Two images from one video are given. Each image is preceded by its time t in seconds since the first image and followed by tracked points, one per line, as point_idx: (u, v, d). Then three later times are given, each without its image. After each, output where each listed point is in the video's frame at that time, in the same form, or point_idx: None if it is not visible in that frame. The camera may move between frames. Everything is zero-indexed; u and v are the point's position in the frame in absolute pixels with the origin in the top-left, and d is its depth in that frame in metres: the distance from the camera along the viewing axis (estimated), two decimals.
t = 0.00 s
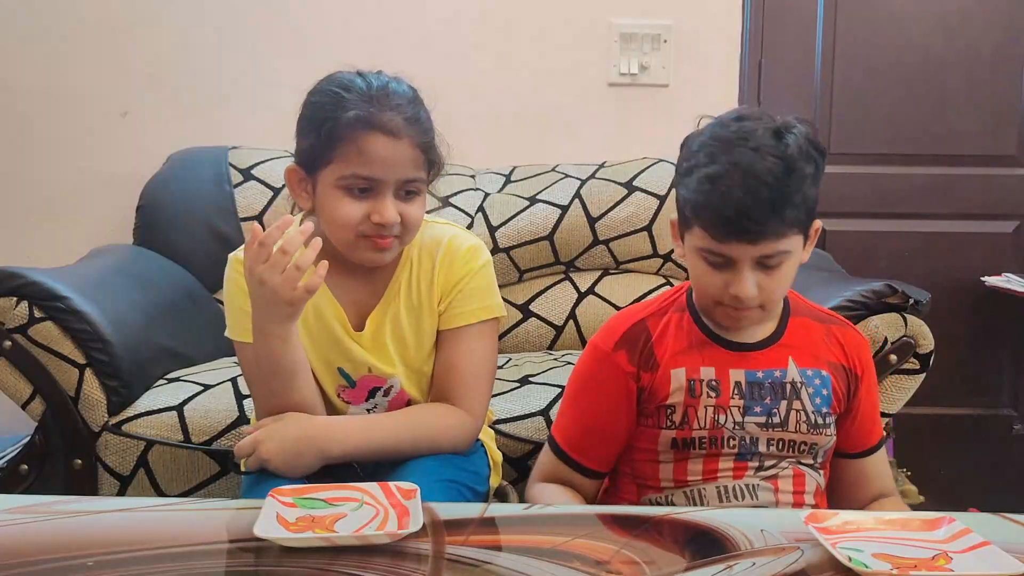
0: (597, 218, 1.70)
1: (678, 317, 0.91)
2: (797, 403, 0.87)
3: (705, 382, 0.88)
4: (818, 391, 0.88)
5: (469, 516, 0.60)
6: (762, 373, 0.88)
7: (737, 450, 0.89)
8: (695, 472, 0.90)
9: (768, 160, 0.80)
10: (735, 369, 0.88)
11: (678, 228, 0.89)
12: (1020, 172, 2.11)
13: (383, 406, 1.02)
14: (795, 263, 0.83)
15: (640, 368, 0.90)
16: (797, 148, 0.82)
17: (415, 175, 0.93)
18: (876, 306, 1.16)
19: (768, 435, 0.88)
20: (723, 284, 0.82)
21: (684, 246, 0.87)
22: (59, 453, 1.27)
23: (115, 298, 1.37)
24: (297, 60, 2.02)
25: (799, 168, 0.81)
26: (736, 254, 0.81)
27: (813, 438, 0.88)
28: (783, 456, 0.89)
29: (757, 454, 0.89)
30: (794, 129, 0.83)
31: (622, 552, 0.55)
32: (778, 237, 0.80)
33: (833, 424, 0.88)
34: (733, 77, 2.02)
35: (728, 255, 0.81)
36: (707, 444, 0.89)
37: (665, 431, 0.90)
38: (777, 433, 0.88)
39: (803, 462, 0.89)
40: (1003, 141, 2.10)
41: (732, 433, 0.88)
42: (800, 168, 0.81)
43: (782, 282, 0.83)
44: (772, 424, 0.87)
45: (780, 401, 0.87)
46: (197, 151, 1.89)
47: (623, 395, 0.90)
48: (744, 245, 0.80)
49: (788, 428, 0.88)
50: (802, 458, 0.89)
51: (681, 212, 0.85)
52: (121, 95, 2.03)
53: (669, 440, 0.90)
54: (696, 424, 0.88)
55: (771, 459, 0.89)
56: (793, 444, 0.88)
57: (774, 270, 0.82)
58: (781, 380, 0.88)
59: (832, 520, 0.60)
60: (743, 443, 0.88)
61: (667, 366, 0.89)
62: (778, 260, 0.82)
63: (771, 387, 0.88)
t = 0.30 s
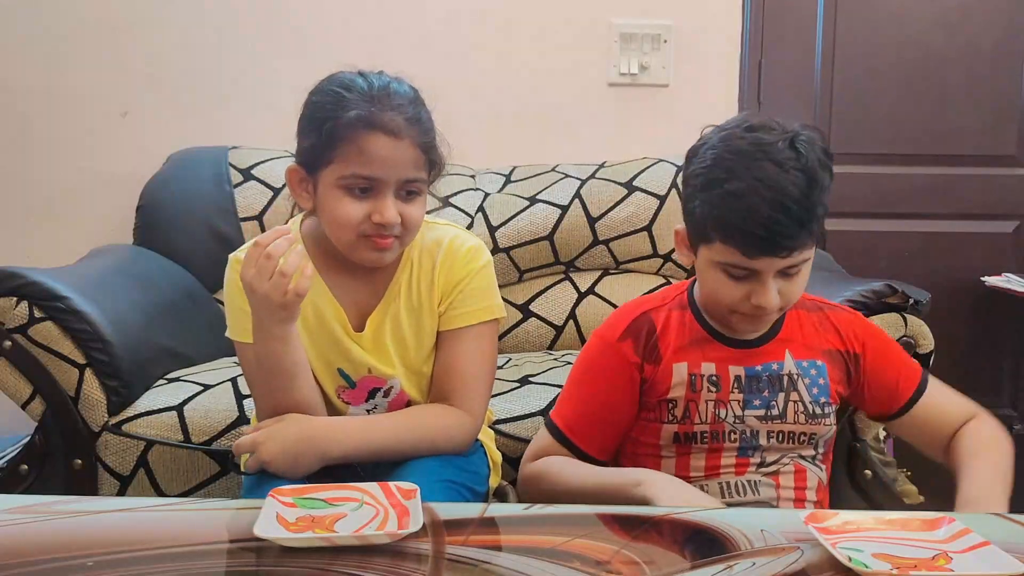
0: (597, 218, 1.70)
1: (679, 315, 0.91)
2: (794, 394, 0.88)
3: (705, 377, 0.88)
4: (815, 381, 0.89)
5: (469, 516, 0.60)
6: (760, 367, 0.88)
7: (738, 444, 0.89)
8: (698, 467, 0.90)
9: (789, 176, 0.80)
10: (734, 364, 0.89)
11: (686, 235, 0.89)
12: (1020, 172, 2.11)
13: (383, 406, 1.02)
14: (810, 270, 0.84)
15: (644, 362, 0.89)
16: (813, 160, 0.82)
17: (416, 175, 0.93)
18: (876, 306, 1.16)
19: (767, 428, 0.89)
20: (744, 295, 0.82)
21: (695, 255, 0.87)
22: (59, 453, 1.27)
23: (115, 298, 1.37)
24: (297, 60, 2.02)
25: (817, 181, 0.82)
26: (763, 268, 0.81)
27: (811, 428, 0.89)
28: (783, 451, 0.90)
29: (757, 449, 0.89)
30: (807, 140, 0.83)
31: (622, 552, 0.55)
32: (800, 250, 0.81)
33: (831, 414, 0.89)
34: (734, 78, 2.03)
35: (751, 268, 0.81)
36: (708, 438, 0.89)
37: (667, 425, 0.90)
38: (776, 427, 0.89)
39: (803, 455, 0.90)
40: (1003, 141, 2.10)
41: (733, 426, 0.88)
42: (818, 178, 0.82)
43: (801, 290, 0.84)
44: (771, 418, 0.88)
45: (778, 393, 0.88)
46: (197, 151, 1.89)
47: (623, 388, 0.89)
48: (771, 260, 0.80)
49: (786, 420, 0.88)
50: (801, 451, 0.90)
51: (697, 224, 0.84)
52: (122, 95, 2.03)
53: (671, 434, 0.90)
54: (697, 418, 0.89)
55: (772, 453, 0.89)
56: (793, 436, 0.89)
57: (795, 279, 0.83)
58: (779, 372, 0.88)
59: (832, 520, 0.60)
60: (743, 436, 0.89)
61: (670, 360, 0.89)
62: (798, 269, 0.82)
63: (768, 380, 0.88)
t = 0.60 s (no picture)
0: (597, 218, 1.70)
1: (689, 309, 0.91)
2: (800, 393, 0.88)
3: (713, 372, 0.88)
4: (820, 381, 0.89)
5: (469, 516, 0.60)
6: (767, 365, 0.88)
7: (744, 440, 0.89)
8: (702, 463, 0.89)
9: (785, 162, 0.80)
10: (742, 361, 0.88)
11: (687, 235, 0.89)
12: (1020, 173, 2.11)
13: (383, 407, 1.02)
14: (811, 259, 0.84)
15: (653, 353, 0.90)
16: (807, 148, 0.82)
17: (416, 175, 0.93)
18: (876, 306, 1.16)
19: (773, 426, 0.88)
20: (749, 284, 0.82)
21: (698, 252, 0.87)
22: (58, 452, 1.26)
23: (115, 298, 1.37)
24: (296, 60, 2.02)
25: (813, 168, 0.82)
26: (764, 255, 0.81)
27: (816, 428, 0.89)
28: (788, 450, 0.89)
29: (762, 447, 0.89)
30: (799, 130, 0.84)
31: (621, 552, 0.55)
32: (801, 235, 0.81)
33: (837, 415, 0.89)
34: (734, 78, 2.03)
35: (753, 256, 0.81)
36: (714, 434, 0.89)
37: (673, 419, 0.90)
38: (781, 425, 0.88)
39: (807, 455, 0.89)
40: (1003, 141, 2.10)
41: (739, 423, 0.88)
42: (812, 165, 0.82)
43: (804, 279, 0.84)
44: (777, 416, 0.88)
45: (785, 392, 0.88)
46: (197, 151, 1.89)
47: (633, 379, 0.89)
48: (772, 247, 0.80)
49: (792, 420, 0.88)
50: (806, 450, 0.89)
51: (698, 221, 0.85)
52: (122, 95, 2.03)
53: (677, 428, 0.90)
54: (704, 413, 0.89)
55: (776, 451, 0.89)
56: (798, 435, 0.89)
57: (797, 267, 0.82)
58: (785, 371, 0.88)
59: (832, 520, 0.60)
60: (748, 433, 0.89)
61: (678, 352, 0.89)
62: (799, 258, 0.82)
63: (775, 378, 0.88)
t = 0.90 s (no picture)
0: (597, 218, 1.70)
1: (687, 310, 0.91)
2: (800, 395, 0.88)
3: (711, 373, 0.88)
4: (819, 384, 0.88)
5: (469, 516, 0.60)
6: (766, 366, 0.88)
7: (742, 442, 0.88)
8: (701, 464, 0.89)
9: (791, 162, 0.81)
10: (740, 362, 0.88)
11: (690, 232, 0.89)
12: (1020, 172, 2.10)
13: (382, 408, 1.02)
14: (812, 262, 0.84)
15: (650, 354, 0.90)
16: (813, 149, 0.83)
17: (416, 176, 0.93)
18: (876, 306, 1.16)
19: (771, 426, 0.88)
20: (749, 284, 0.82)
21: (700, 251, 0.88)
22: (58, 452, 1.26)
23: (115, 298, 1.37)
24: (296, 60, 2.02)
25: (819, 169, 0.82)
26: (766, 255, 0.80)
27: (815, 430, 0.88)
28: (787, 451, 0.89)
29: (761, 447, 0.89)
30: (805, 131, 0.84)
31: (622, 552, 0.55)
32: (804, 237, 0.81)
33: (836, 417, 0.89)
34: (734, 77, 2.03)
35: (755, 256, 0.81)
36: (712, 435, 0.88)
37: (671, 420, 0.89)
38: (780, 426, 0.88)
39: (806, 456, 0.89)
40: (1004, 141, 2.10)
41: (737, 424, 0.88)
42: (819, 166, 0.82)
43: (805, 282, 0.83)
44: (776, 417, 0.88)
45: (783, 393, 0.88)
46: (197, 151, 1.89)
47: (631, 378, 0.90)
48: (773, 246, 0.80)
49: (791, 421, 0.88)
50: (805, 450, 0.89)
51: (702, 217, 0.85)
52: (122, 95, 2.03)
53: (675, 429, 0.89)
54: (702, 414, 0.88)
55: (775, 452, 0.89)
56: (797, 436, 0.88)
57: (799, 269, 0.82)
58: (784, 373, 0.88)
59: (832, 520, 0.60)
60: (747, 434, 0.88)
61: (676, 353, 0.89)
62: (801, 259, 0.82)
63: (774, 379, 0.88)
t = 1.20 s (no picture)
0: (597, 218, 1.70)
1: (682, 311, 0.91)
2: (798, 395, 0.88)
3: (708, 374, 0.88)
4: (818, 383, 0.88)
5: (469, 516, 0.60)
6: (764, 366, 0.88)
7: (740, 443, 0.88)
8: (699, 467, 0.89)
9: (767, 153, 0.81)
10: (738, 362, 0.88)
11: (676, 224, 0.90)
12: (1020, 172, 2.10)
13: (382, 407, 1.02)
14: (792, 258, 0.84)
15: (645, 357, 0.89)
16: (797, 144, 0.82)
17: (420, 176, 0.93)
18: (876, 306, 1.16)
19: (770, 427, 0.88)
20: (720, 274, 0.82)
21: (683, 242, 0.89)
22: (58, 453, 1.26)
23: (115, 298, 1.37)
24: (296, 60, 2.02)
25: (801, 165, 0.82)
26: (734, 246, 0.81)
27: (814, 430, 0.88)
28: (785, 451, 0.89)
29: (760, 448, 0.88)
30: (792, 126, 0.84)
31: (622, 552, 0.55)
32: (775, 229, 0.80)
33: (835, 417, 0.89)
34: (734, 76, 2.03)
35: (724, 246, 0.81)
36: (710, 437, 0.88)
37: (668, 423, 0.89)
38: (779, 427, 0.88)
39: (806, 456, 0.89)
40: (1004, 142, 2.10)
41: (735, 425, 0.88)
42: (799, 161, 0.82)
43: (781, 277, 0.83)
44: (774, 417, 0.87)
45: (782, 393, 0.87)
46: (197, 151, 1.89)
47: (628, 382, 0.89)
48: (742, 238, 0.80)
49: (790, 421, 0.88)
50: (805, 451, 0.89)
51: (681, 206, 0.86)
52: (122, 95, 2.03)
53: (673, 432, 0.89)
54: (700, 415, 0.88)
55: (774, 453, 0.89)
56: (796, 437, 0.88)
57: (772, 264, 0.82)
58: (782, 372, 0.88)
59: (833, 520, 0.60)
60: (745, 435, 0.88)
61: (672, 355, 0.89)
62: (776, 254, 0.82)
63: (772, 379, 0.88)
